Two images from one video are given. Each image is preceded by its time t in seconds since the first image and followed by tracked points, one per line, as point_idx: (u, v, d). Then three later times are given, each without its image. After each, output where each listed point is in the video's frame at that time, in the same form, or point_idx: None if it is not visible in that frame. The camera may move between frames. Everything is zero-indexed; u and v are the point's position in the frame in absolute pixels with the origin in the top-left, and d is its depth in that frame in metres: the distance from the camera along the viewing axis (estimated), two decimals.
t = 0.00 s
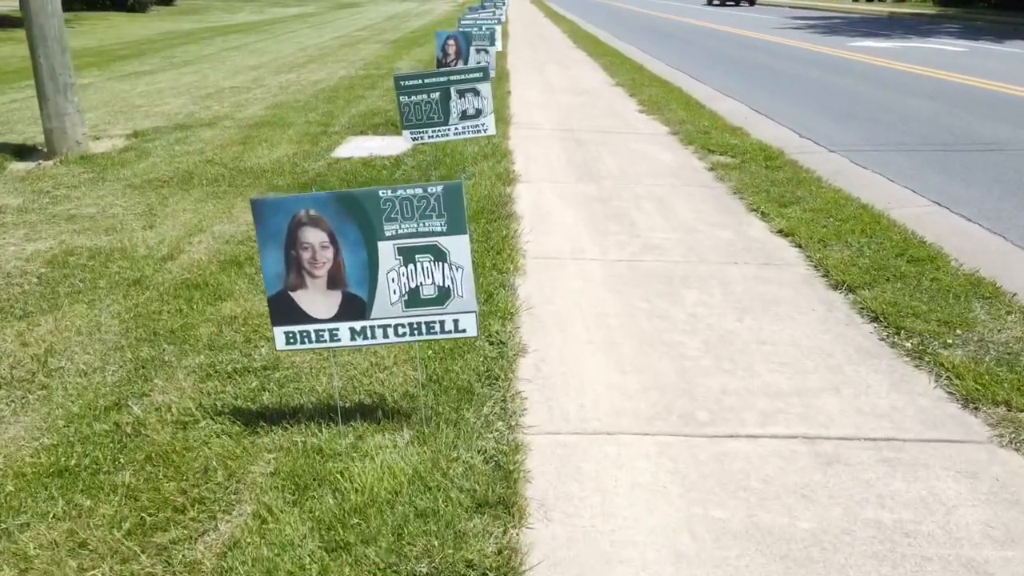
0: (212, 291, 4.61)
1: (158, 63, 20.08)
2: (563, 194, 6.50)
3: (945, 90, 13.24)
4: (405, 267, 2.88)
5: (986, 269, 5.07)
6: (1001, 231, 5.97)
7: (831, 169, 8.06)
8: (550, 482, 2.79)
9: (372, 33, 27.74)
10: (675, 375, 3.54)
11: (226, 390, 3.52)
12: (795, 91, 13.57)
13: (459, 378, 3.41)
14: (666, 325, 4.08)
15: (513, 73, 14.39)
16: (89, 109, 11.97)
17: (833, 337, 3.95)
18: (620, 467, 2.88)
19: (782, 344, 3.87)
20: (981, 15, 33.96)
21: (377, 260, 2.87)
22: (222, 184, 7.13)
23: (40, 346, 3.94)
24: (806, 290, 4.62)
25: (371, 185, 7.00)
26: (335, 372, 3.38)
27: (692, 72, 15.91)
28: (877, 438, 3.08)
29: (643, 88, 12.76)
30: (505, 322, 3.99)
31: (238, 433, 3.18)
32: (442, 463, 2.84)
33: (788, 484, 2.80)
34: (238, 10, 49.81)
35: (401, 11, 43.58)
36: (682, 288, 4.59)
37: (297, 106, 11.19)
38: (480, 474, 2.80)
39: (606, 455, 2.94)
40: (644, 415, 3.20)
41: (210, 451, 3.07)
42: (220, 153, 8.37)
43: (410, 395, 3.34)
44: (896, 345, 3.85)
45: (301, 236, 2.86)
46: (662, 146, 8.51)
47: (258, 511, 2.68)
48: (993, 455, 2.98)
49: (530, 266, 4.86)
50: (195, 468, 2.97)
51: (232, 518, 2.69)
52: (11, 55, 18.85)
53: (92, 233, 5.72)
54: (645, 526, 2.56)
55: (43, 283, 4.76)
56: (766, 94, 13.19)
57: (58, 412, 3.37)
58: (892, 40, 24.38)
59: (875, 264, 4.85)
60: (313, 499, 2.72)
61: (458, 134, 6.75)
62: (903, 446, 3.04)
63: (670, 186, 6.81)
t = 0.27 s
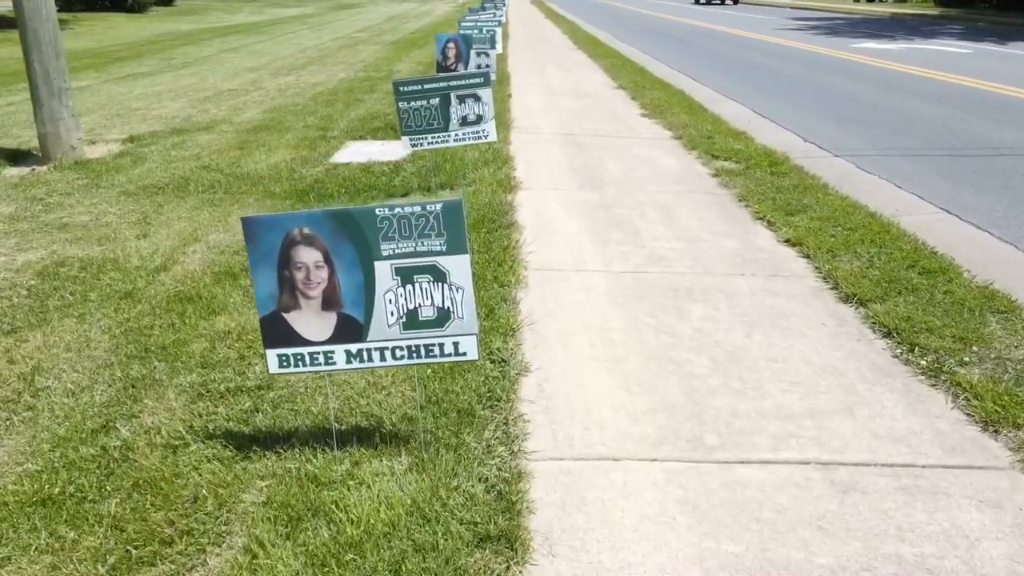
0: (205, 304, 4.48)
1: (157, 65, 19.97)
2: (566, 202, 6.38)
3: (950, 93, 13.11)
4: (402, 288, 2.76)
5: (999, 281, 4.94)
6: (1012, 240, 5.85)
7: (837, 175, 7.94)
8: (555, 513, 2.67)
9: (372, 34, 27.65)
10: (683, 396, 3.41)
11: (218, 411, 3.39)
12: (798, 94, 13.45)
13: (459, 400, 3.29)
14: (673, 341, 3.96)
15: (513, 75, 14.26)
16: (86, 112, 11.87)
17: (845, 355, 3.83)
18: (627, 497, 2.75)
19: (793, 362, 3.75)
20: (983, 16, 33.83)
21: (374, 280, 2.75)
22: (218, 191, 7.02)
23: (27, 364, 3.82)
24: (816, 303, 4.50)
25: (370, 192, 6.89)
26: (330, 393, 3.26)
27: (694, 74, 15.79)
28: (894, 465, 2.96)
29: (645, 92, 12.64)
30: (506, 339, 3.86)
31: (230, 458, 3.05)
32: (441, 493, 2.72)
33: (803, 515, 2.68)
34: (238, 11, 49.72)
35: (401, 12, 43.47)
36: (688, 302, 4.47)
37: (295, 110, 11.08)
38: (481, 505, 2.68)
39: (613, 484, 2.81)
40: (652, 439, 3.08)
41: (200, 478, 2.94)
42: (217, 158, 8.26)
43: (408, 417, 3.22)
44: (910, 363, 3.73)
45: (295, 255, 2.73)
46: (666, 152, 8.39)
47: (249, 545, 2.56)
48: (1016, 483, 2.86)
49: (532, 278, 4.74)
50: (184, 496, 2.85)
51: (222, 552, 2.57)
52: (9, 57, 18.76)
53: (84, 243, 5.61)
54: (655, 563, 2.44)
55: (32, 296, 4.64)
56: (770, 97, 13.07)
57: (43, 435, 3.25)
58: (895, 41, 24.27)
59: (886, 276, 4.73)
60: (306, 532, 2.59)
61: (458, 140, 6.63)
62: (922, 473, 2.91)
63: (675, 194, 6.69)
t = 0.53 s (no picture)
0: (201, 314, 4.40)
1: (156, 66, 19.87)
2: (568, 207, 6.30)
3: (953, 95, 13.02)
4: (403, 303, 2.68)
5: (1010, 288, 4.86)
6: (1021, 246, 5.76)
7: (842, 178, 7.86)
8: (560, 536, 2.58)
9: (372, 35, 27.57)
10: (691, 411, 3.33)
11: (213, 426, 3.30)
12: (801, 96, 13.37)
13: (460, 416, 3.20)
14: (679, 353, 3.87)
15: (515, 77, 14.19)
16: (84, 114, 11.77)
17: (856, 367, 3.74)
18: (635, 518, 2.67)
19: (802, 375, 3.66)
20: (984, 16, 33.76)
21: (373, 295, 2.67)
22: (215, 195, 6.93)
23: (18, 377, 3.73)
24: (824, 312, 4.41)
25: (370, 198, 6.81)
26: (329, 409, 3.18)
27: (696, 76, 15.71)
28: (909, 484, 2.87)
29: (647, 93, 12.55)
30: (509, 351, 3.78)
31: (225, 477, 2.96)
32: (443, 514, 2.63)
33: (817, 537, 2.59)
34: (238, 11, 49.64)
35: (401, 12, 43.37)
36: (694, 311, 4.38)
37: (295, 113, 10.99)
38: (483, 528, 2.59)
39: (620, 505, 2.73)
40: (659, 457, 3.00)
41: (194, 498, 2.85)
42: (215, 162, 8.17)
43: (409, 434, 3.13)
44: (922, 376, 3.64)
45: (292, 269, 2.66)
46: (669, 155, 8.31)
47: (244, 570, 2.47)
48: None
49: (535, 287, 4.66)
50: (177, 517, 2.76)
51: None
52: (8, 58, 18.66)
53: (79, 250, 5.52)
54: None
55: (25, 306, 4.55)
56: (772, 99, 12.99)
57: (34, 452, 3.16)
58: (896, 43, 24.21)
59: (895, 284, 4.65)
60: (303, 557, 2.51)
61: (459, 145, 6.55)
62: (938, 492, 2.83)
63: (679, 200, 6.61)
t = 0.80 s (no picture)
0: (198, 322, 4.32)
1: (155, 67, 19.79)
2: (571, 213, 6.23)
3: (957, 97, 12.95)
4: (404, 318, 2.61)
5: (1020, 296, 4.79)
6: None
7: (847, 182, 7.79)
8: (566, 559, 2.51)
9: (373, 36, 27.48)
10: (698, 425, 3.26)
11: (210, 441, 3.23)
12: (805, 98, 13.29)
13: (463, 432, 3.13)
14: (685, 364, 3.80)
15: (516, 79, 14.11)
16: (82, 117, 11.70)
17: (866, 379, 3.67)
18: (642, 540, 2.59)
19: (811, 388, 3.59)
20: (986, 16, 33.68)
21: (373, 310, 2.61)
22: (214, 200, 6.86)
23: (12, 390, 3.66)
24: (832, 321, 4.34)
25: (371, 203, 6.74)
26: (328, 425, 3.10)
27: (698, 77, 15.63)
28: (923, 503, 2.80)
29: (649, 95, 12.47)
30: (512, 362, 3.71)
31: (221, 495, 2.89)
32: (445, 536, 2.56)
33: (830, 560, 2.52)
34: (238, 11, 49.58)
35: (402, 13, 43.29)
36: (700, 321, 4.31)
37: (295, 115, 10.92)
38: (487, 550, 2.52)
39: (627, 525, 2.66)
40: (667, 474, 2.92)
41: (190, 517, 2.78)
42: (214, 166, 8.10)
43: (410, 450, 3.06)
44: (934, 389, 3.57)
45: (290, 283, 2.59)
46: (672, 159, 8.23)
47: None
48: None
49: (538, 295, 4.58)
50: (172, 538, 2.68)
51: None
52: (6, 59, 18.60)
53: (76, 256, 5.45)
54: None
55: (20, 315, 4.48)
56: (775, 101, 12.91)
57: (27, 468, 3.08)
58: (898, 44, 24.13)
59: (904, 292, 4.58)
60: None
61: (460, 149, 6.48)
62: (953, 512, 2.76)
63: (683, 205, 6.54)
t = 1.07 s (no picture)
0: (192, 333, 4.21)
1: (155, 67, 19.70)
2: (574, 218, 6.12)
3: (961, 98, 12.86)
4: (404, 336, 2.50)
5: None
6: None
7: (853, 186, 7.68)
8: None
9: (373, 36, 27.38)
10: (709, 442, 3.15)
11: (204, 459, 3.12)
12: (808, 99, 13.18)
13: (465, 450, 3.02)
14: (694, 377, 3.69)
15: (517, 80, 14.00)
16: (79, 119, 11.59)
17: (880, 393, 3.56)
18: (653, 567, 2.49)
19: (825, 402, 3.48)
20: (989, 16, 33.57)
21: (373, 326, 2.50)
22: (211, 205, 6.75)
23: None
24: (844, 331, 4.23)
25: (370, 207, 6.63)
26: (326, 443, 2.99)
27: (700, 78, 15.53)
28: (945, 526, 2.69)
29: (651, 97, 12.36)
30: (516, 376, 3.60)
31: (215, 518, 2.78)
32: (448, 564, 2.45)
33: None
34: (238, 11, 49.51)
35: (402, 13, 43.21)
36: (708, 331, 4.20)
37: (294, 117, 10.81)
38: None
39: (637, 551, 2.55)
40: (677, 496, 2.82)
41: (182, 541, 2.67)
42: (212, 169, 8.00)
43: (411, 470, 2.95)
44: (951, 403, 3.46)
45: (286, 298, 2.49)
46: (676, 162, 8.12)
47: None
48: None
49: (541, 304, 4.47)
50: (163, 564, 2.58)
51: None
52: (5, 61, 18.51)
53: (69, 263, 5.34)
54: None
55: (11, 326, 4.37)
56: (778, 103, 12.80)
57: (13, 489, 2.97)
58: (900, 44, 24.03)
59: (917, 301, 4.47)
60: None
61: (461, 153, 6.37)
62: (976, 535, 2.65)
63: (688, 210, 6.43)
